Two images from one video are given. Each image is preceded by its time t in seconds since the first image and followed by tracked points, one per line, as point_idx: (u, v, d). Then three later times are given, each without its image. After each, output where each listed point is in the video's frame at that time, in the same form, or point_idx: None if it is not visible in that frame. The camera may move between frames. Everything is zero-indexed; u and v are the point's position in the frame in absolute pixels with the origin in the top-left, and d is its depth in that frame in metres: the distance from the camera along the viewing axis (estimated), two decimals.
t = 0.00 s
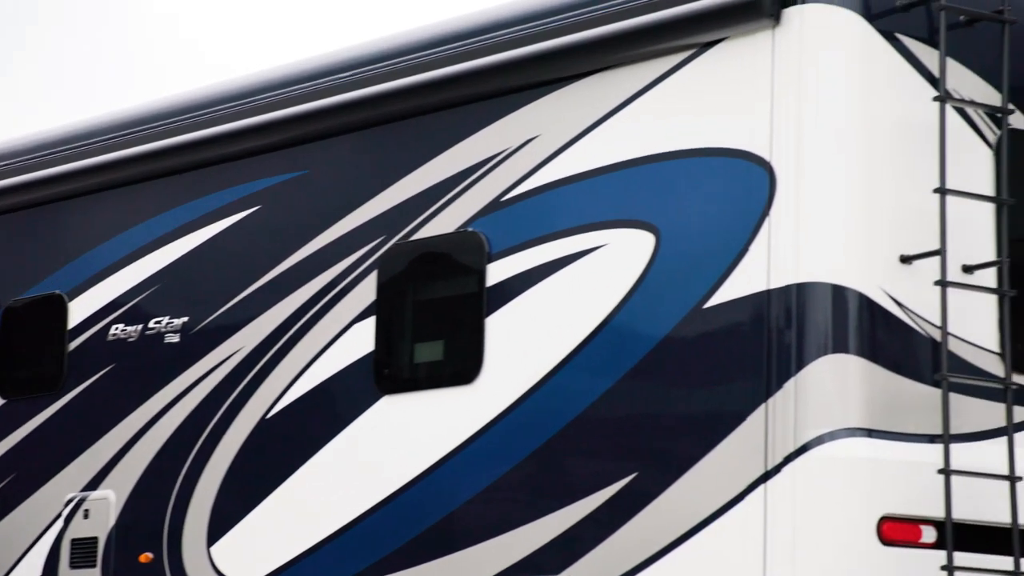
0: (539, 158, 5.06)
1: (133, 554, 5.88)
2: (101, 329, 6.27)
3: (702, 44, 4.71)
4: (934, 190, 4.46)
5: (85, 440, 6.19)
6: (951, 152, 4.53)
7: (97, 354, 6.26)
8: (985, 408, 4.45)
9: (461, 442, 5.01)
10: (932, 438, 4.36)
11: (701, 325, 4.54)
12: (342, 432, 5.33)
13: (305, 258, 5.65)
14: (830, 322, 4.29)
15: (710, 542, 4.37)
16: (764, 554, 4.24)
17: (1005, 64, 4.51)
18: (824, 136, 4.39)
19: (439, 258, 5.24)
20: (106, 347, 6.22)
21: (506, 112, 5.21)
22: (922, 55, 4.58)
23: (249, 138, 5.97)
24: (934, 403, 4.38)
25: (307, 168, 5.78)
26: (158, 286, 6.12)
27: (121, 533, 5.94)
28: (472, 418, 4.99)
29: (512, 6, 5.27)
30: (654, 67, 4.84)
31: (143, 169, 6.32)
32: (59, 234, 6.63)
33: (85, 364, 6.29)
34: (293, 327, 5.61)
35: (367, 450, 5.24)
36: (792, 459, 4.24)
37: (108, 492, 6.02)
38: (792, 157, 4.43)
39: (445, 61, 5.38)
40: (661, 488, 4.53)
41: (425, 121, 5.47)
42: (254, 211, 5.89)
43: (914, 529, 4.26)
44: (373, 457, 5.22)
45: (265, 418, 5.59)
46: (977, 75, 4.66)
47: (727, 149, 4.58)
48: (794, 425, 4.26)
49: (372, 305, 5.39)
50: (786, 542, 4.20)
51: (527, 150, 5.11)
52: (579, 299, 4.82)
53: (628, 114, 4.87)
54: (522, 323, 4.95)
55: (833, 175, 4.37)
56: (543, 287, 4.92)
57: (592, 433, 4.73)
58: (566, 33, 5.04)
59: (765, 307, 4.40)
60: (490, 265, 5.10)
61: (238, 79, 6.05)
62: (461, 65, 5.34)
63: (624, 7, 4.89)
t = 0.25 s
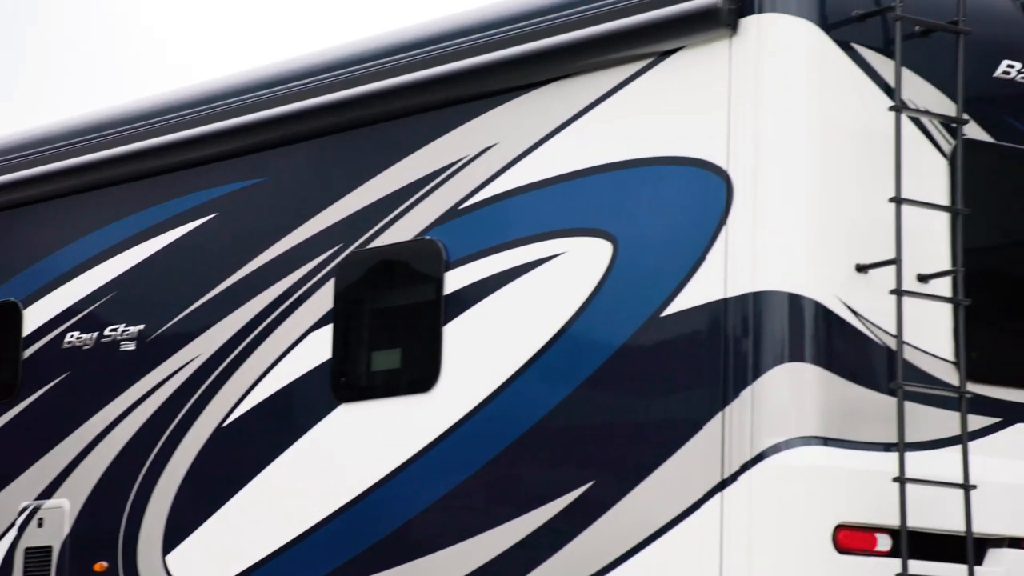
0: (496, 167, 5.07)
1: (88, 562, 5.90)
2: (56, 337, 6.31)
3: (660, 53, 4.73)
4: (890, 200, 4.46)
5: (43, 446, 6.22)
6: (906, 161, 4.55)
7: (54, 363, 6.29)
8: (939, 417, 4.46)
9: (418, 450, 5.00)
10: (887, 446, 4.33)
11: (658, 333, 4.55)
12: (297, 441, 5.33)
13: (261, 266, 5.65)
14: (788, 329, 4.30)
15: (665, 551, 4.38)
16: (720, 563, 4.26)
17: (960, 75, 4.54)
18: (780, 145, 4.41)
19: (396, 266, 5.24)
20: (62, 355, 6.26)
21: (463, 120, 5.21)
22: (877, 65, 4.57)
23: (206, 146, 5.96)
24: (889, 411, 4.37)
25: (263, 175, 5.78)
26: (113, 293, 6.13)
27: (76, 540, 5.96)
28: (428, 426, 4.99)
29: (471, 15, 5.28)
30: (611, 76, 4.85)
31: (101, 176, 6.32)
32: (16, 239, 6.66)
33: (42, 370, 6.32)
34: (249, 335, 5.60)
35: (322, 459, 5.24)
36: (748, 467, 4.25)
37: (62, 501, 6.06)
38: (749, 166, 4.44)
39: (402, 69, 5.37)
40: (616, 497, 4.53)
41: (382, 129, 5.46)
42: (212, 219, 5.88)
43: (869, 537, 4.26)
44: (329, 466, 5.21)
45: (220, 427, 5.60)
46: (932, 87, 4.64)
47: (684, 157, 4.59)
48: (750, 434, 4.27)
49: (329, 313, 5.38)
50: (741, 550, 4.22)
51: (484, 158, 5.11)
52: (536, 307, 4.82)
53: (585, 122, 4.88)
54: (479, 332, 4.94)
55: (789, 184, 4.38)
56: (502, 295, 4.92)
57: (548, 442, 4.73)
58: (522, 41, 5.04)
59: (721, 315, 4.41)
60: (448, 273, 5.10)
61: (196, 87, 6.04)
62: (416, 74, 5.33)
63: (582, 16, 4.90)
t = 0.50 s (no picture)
0: (451, 176, 5.06)
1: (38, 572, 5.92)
2: (9, 345, 6.31)
3: (614, 63, 4.74)
4: (843, 211, 4.48)
5: None
6: (860, 172, 4.57)
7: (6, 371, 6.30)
8: (891, 426, 4.48)
9: (372, 459, 4.99)
10: (840, 456, 4.35)
11: (612, 343, 4.55)
12: (251, 451, 5.32)
13: (215, 275, 5.63)
14: (741, 340, 4.31)
15: (618, 561, 4.39)
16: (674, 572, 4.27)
17: (913, 87, 4.57)
18: (734, 154, 4.42)
19: (351, 274, 5.23)
20: (14, 364, 6.26)
21: (418, 129, 5.21)
22: (832, 77, 4.59)
23: (160, 154, 5.95)
24: (843, 421, 4.38)
25: (219, 183, 5.78)
26: (67, 301, 6.15)
27: (27, 549, 5.99)
28: (382, 435, 4.98)
29: (428, 25, 5.29)
30: (566, 86, 4.85)
31: (58, 184, 6.32)
32: None
33: None
34: (203, 344, 5.58)
35: (276, 469, 5.22)
36: (702, 476, 4.26)
37: (13, 510, 6.09)
38: (703, 177, 4.46)
39: (358, 77, 5.38)
40: (569, 507, 4.54)
41: (338, 138, 5.46)
42: (165, 227, 5.88)
43: (822, 546, 4.27)
44: (283, 475, 5.20)
45: (174, 436, 5.58)
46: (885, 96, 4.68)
47: (638, 167, 4.60)
48: (704, 443, 4.28)
49: (283, 322, 5.37)
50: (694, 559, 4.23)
51: (440, 167, 5.10)
52: (491, 316, 4.82)
53: (540, 132, 4.88)
54: (434, 341, 4.94)
55: (742, 193, 4.39)
56: (456, 304, 4.91)
57: (503, 451, 4.72)
58: (479, 51, 5.06)
59: (675, 325, 4.42)
60: (402, 282, 5.09)
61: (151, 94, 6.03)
62: (373, 81, 5.33)
63: (538, 26, 4.92)
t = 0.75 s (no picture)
0: (405, 184, 5.06)
1: None
2: None
3: (567, 72, 4.75)
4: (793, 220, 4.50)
5: None
6: (812, 183, 4.60)
7: None
8: (843, 435, 4.49)
9: (324, 468, 4.98)
10: (792, 464, 4.37)
11: (565, 351, 4.55)
12: (203, 459, 5.32)
13: (167, 282, 5.63)
14: (694, 350, 4.31)
15: (570, 570, 4.39)
16: None
17: (863, 96, 4.59)
18: (686, 163, 4.43)
19: (303, 283, 5.22)
20: None
21: (372, 137, 5.21)
22: (782, 86, 4.60)
23: (112, 162, 5.95)
24: (795, 430, 4.40)
25: (170, 193, 5.77)
26: (16, 310, 6.19)
27: None
28: (335, 444, 4.97)
29: (381, 33, 5.28)
30: (520, 95, 4.85)
31: (12, 190, 6.32)
32: None
33: None
34: (155, 351, 5.58)
35: (228, 477, 5.22)
36: (654, 485, 4.27)
37: None
38: (655, 186, 4.47)
39: (311, 85, 5.36)
40: (521, 516, 4.54)
41: (291, 146, 5.46)
42: (116, 234, 5.89)
43: (773, 555, 4.29)
44: (235, 484, 5.19)
45: (124, 444, 5.59)
46: (836, 107, 4.70)
47: (591, 176, 4.61)
48: (657, 451, 4.29)
49: (236, 330, 5.35)
50: (646, 567, 4.22)
51: (394, 175, 5.10)
52: (444, 325, 4.82)
53: (493, 141, 4.87)
54: (387, 350, 4.93)
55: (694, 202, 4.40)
56: (410, 313, 4.91)
57: (455, 460, 4.72)
58: (430, 60, 5.05)
59: (628, 335, 4.43)
60: (354, 290, 5.08)
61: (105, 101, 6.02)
62: (327, 89, 5.32)
63: (489, 35, 4.92)
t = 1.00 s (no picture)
0: (358, 193, 5.05)
1: None
2: None
3: (523, 81, 4.74)
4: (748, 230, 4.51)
5: None
6: (766, 192, 4.61)
7: None
8: (796, 444, 4.50)
9: (277, 477, 4.97)
10: (745, 473, 4.38)
11: (519, 360, 4.55)
12: (155, 467, 5.31)
13: (123, 290, 5.63)
14: (648, 359, 4.32)
15: None
16: None
17: (816, 107, 4.60)
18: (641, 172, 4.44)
19: (257, 291, 5.21)
20: None
21: (327, 145, 5.19)
22: (736, 95, 4.62)
23: (68, 168, 5.94)
24: (747, 439, 4.41)
25: (125, 199, 5.77)
26: None
27: None
28: (288, 453, 4.96)
29: (336, 41, 5.27)
30: (474, 103, 4.85)
31: None
32: None
33: None
34: (108, 359, 5.58)
35: (181, 485, 5.21)
36: (609, 493, 4.27)
37: None
38: (610, 195, 4.48)
39: (268, 93, 5.35)
40: (475, 525, 4.53)
41: (246, 154, 5.44)
42: (71, 241, 5.90)
43: (726, 564, 4.29)
44: (188, 492, 5.19)
45: (76, 453, 5.58)
46: (790, 118, 4.72)
47: (546, 184, 4.61)
48: (611, 460, 4.30)
49: (190, 337, 5.34)
50: None
51: (348, 184, 5.09)
52: (398, 333, 4.81)
53: (447, 150, 4.87)
54: (340, 358, 4.92)
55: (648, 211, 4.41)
56: (364, 321, 4.90)
57: (408, 469, 4.71)
58: (385, 68, 5.04)
59: (583, 343, 4.43)
60: (309, 298, 5.07)
61: (61, 108, 6.02)
62: (282, 97, 5.31)
63: (444, 43, 4.91)
